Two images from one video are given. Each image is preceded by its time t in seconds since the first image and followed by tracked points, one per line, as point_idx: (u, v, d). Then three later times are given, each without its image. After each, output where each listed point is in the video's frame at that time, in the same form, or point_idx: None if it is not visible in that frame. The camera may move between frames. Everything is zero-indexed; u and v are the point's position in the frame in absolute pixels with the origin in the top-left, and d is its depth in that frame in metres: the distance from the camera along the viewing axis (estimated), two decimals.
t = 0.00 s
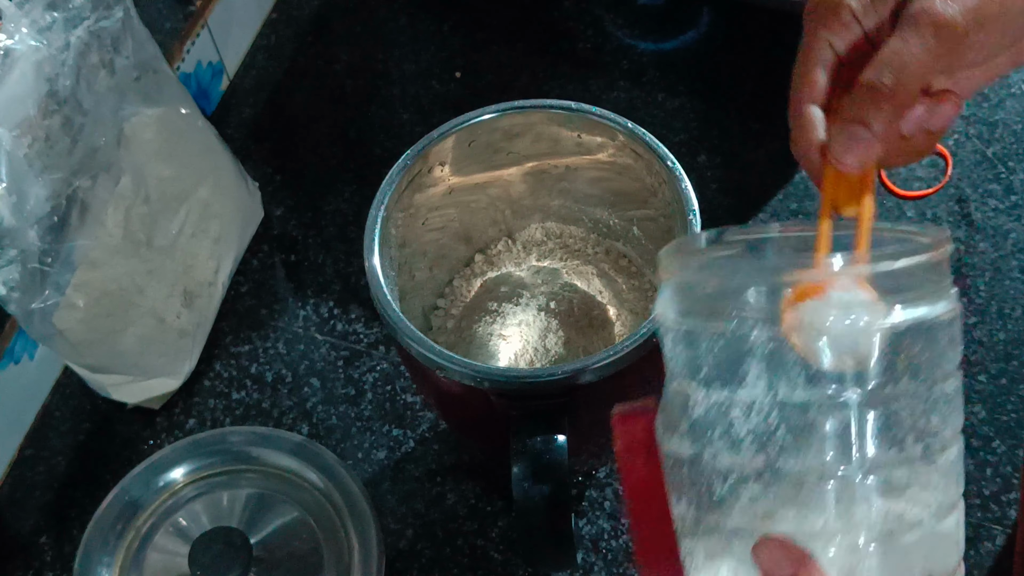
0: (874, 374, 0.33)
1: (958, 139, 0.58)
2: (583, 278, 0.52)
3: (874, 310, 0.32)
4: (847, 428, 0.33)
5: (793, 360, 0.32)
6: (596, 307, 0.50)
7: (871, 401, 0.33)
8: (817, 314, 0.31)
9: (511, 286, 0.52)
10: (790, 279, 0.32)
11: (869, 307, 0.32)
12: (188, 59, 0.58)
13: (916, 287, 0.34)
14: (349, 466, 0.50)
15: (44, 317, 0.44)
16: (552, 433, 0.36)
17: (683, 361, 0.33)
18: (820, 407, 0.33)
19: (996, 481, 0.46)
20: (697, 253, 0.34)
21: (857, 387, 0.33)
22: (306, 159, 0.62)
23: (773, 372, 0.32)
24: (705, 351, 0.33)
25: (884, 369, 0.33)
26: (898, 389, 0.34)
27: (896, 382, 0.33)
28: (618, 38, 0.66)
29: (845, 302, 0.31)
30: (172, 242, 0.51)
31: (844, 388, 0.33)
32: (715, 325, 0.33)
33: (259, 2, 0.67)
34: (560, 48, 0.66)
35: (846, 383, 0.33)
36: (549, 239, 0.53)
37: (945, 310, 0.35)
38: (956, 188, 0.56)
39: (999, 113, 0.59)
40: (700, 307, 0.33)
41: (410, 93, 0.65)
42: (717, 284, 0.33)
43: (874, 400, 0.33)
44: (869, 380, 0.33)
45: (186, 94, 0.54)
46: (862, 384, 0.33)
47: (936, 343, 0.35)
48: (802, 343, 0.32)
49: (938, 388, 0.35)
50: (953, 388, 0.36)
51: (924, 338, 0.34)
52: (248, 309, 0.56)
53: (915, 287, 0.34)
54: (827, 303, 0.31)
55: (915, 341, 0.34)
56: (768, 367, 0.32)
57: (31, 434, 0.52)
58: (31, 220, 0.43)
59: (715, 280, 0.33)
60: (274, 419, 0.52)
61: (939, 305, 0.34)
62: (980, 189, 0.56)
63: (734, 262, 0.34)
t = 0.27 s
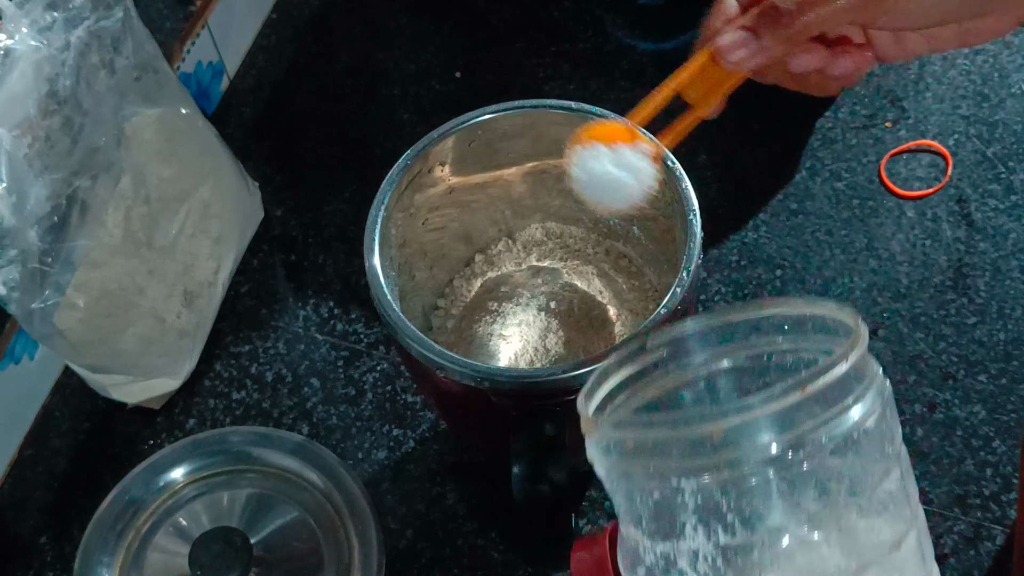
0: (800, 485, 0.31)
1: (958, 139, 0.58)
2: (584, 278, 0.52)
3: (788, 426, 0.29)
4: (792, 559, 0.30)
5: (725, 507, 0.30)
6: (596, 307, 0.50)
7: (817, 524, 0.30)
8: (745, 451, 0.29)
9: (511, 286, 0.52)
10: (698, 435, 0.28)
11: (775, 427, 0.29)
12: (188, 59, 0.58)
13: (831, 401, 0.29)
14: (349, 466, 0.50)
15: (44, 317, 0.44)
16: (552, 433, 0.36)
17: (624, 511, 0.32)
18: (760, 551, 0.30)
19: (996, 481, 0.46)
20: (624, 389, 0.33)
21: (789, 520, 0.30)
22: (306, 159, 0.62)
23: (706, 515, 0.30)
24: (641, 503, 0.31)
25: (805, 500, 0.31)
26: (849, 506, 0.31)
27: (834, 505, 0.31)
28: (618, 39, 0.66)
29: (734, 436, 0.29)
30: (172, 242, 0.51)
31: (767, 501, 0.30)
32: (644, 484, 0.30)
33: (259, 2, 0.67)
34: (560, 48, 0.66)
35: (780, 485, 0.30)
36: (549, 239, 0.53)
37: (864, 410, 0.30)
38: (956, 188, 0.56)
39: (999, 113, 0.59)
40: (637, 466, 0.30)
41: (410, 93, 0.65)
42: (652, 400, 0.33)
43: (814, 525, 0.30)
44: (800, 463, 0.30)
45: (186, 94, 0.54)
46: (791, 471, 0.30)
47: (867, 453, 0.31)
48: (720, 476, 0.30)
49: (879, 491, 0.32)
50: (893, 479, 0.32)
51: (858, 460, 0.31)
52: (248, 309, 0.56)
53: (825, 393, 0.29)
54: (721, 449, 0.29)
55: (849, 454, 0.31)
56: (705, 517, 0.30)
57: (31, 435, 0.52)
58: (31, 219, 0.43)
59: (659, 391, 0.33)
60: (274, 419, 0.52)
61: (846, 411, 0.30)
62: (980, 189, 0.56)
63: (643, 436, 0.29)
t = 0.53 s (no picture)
0: (819, 539, 0.33)
1: (958, 139, 0.58)
2: (584, 278, 0.52)
3: (798, 490, 0.31)
4: None
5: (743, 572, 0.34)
6: (596, 307, 0.50)
7: None
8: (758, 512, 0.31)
9: (511, 286, 0.52)
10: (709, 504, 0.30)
11: (788, 491, 0.31)
12: (188, 59, 0.58)
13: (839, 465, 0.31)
14: (349, 466, 0.50)
15: (44, 317, 0.44)
16: (553, 433, 0.36)
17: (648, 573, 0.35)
18: None
19: (996, 481, 0.46)
20: (643, 444, 0.37)
21: None
22: (306, 159, 0.62)
23: None
24: (662, 570, 0.35)
25: (824, 553, 0.33)
26: (869, 556, 0.33)
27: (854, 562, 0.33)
28: (618, 39, 0.66)
29: (745, 503, 0.30)
30: (172, 242, 0.51)
31: (787, 558, 0.33)
32: (660, 556, 0.34)
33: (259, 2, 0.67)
34: (561, 48, 0.66)
35: (799, 545, 0.33)
36: (549, 240, 0.53)
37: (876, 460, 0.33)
38: (956, 188, 0.56)
39: (999, 113, 0.59)
40: (649, 535, 0.32)
41: (410, 93, 0.65)
42: (667, 454, 0.38)
43: None
44: (815, 522, 0.32)
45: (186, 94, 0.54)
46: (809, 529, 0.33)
47: (883, 501, 0.34)
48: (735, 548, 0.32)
49: (899, 538, 0.34)
50: (913, 526, 0.35)
51: (874, 510, 0.34)
52: (248, 309, 0.56)
53: (837, 450, 0.31)
54: (734, 516, 0.31)
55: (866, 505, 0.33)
56: None
57: (31, 435, 0.52)
58: (31, 220, 0.43)
59: (673, 443, 0.39)
60: (273, 419, 0.52)
61: (864, 461, 0.32)
62: (980, 189, 0.56)
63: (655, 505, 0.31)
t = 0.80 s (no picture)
0: (841, 520, 0.32)
1: (958, 139, 0.58)
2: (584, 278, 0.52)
3: (822, 471, 0.29)
4: None
5: (764, 553, 0.32)
6: (596, 307, 0.50)
7: (857, 561, 0.32)
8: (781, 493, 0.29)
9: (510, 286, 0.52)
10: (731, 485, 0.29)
11: (811, 472, 0.29)
12: (188, 59, 0.58)
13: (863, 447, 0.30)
14: (349, 466, 0.50)
15: (44, 317, 0.44)
16: (553, 433, 0.36)
17: (668, 556, 0.34)
18: None
19: (996, 481, 0.46)
20: (663, 429, 0.35)
21: (830, 560, 0.32)
22: (306, 159, 0.62)
23: (744, 561, 0.32)
24: (683, 552, 0.33)
25: (845, 536, 0.32)
26: (890, 538, 0.32)
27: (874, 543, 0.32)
28: (618, 39, 0.66)
29: (767, 486, 0.29)
30: (172, 242, 0.51)
31: (808, 539, 0.32)
32: (681, 537, 0.32)
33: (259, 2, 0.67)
34: (561, 48, 0.66)
35: (820, 525, 0.32)
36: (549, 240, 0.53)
37: (898, 441, 0.31)
38: (956, 188, 0.56)
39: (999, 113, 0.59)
40: (672, 516, 0.30)
41: (410, 93, 0.65)
42: (688, 437, 0.36)
43: (855, 562, 0.32)
44: (837, 503, 0.31)
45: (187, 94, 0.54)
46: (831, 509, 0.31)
47: (903, 482, 0.32)
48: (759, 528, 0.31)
49: (919, 518, 0.33)
50: (933, 508, 0.34)
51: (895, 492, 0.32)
52: (248, 309, 0.56)
53: (860, 432, 0.29)
54: (757, 498, 0.29)
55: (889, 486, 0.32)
56: (744, 563, 0.32)
57: (31, 435, 0.52)
58: (31, 220, 0.43)
59: (696, 425, 0.36)
60: (273, 419, 0.52)
61: (886, 442, 0.30)
62: (980, 189, 0.56)
63: (677, 486, 0.29)
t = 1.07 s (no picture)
0: (850, 515, 0.32)
1: (958, 139, 0.58)
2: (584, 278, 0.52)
3: (832, 467, 0.29)
4: None
5: (773, 547, 0.32)
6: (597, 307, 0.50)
7: (865, 556, 0.32)
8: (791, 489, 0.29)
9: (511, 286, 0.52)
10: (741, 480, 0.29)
11: (822, 468, 0.29)
12: (188, 59, 0.58)
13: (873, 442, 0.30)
14: (349, 466, 0.50)
15: (44, 317, 0.44)
16: (553, 433, 0.36)
17: (678, 549, 0.34)
18: None
19: (996, 481, 0.46)
20: (674, 423, 0.35)
21: (838, 555, 0.32)
22: (306, 159, 0.62)
23: (754, 554, 0.32)
24: (693, 547, 0.33)
25: (854, 532, 0.32)
26: (898, 533, 0.32)
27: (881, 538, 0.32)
28: (618, 39, 0.66)
29: (777, 481, 0.29)
30: (172, 242, 0.51)
31: (818, 534, 0.32)
32: (691, 531, 0.32)
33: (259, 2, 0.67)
34: (561, 48, 0.66)
35: (830, 521, 0.32)
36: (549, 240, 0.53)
37: (910, 437, 0.31)
38: (956, 188, 0.56)
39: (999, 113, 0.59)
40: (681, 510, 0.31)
41: (410, 93, 0.65)
42: (699, 432, 0.36)
43: (864, 557, 0.32)
44: (847, 497, 0.31)
45: (187, 94, 0.54)
46: (841, 504, 0.31)
47: (913, 479, 0.32)
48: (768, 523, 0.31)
49: (928, 515, 0.33)
50: (942, 505, 0.34)
51: (904, 487, 0.32)
52: (248, 309, 0.56)
53: (870, 426, 0.29)
54: (767, 494, 0.29)
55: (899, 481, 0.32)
56: (753, 557, 0.32)
57: (31, 435, 0.52)
58: (31, 220, 0.43)
59: (707, 420, 0.36)
60: (273, 419, 0.52)
61: (896, 439, 0.30)
62: (980, 189, 0.56)
63: (686, 481, 0.29)
